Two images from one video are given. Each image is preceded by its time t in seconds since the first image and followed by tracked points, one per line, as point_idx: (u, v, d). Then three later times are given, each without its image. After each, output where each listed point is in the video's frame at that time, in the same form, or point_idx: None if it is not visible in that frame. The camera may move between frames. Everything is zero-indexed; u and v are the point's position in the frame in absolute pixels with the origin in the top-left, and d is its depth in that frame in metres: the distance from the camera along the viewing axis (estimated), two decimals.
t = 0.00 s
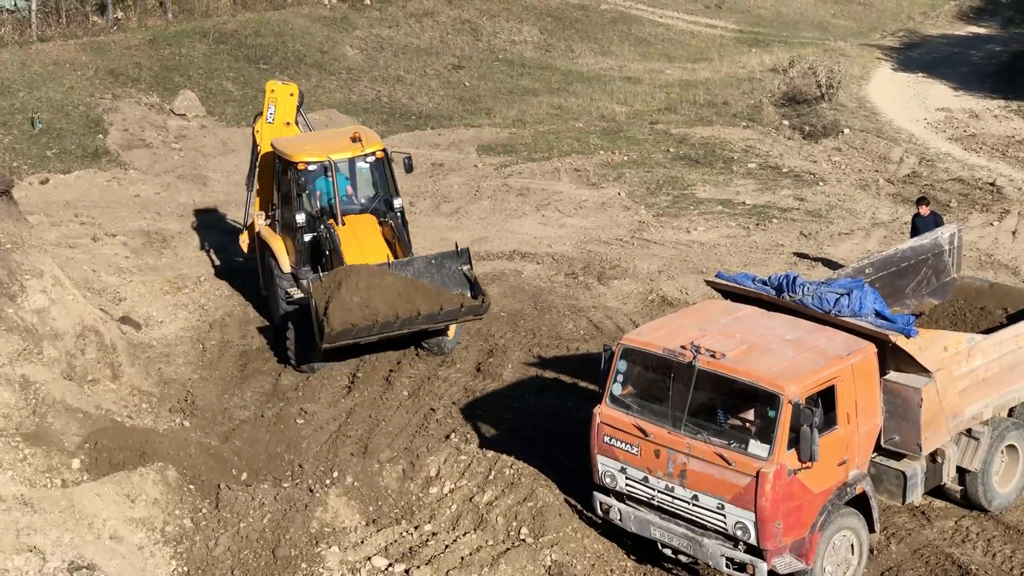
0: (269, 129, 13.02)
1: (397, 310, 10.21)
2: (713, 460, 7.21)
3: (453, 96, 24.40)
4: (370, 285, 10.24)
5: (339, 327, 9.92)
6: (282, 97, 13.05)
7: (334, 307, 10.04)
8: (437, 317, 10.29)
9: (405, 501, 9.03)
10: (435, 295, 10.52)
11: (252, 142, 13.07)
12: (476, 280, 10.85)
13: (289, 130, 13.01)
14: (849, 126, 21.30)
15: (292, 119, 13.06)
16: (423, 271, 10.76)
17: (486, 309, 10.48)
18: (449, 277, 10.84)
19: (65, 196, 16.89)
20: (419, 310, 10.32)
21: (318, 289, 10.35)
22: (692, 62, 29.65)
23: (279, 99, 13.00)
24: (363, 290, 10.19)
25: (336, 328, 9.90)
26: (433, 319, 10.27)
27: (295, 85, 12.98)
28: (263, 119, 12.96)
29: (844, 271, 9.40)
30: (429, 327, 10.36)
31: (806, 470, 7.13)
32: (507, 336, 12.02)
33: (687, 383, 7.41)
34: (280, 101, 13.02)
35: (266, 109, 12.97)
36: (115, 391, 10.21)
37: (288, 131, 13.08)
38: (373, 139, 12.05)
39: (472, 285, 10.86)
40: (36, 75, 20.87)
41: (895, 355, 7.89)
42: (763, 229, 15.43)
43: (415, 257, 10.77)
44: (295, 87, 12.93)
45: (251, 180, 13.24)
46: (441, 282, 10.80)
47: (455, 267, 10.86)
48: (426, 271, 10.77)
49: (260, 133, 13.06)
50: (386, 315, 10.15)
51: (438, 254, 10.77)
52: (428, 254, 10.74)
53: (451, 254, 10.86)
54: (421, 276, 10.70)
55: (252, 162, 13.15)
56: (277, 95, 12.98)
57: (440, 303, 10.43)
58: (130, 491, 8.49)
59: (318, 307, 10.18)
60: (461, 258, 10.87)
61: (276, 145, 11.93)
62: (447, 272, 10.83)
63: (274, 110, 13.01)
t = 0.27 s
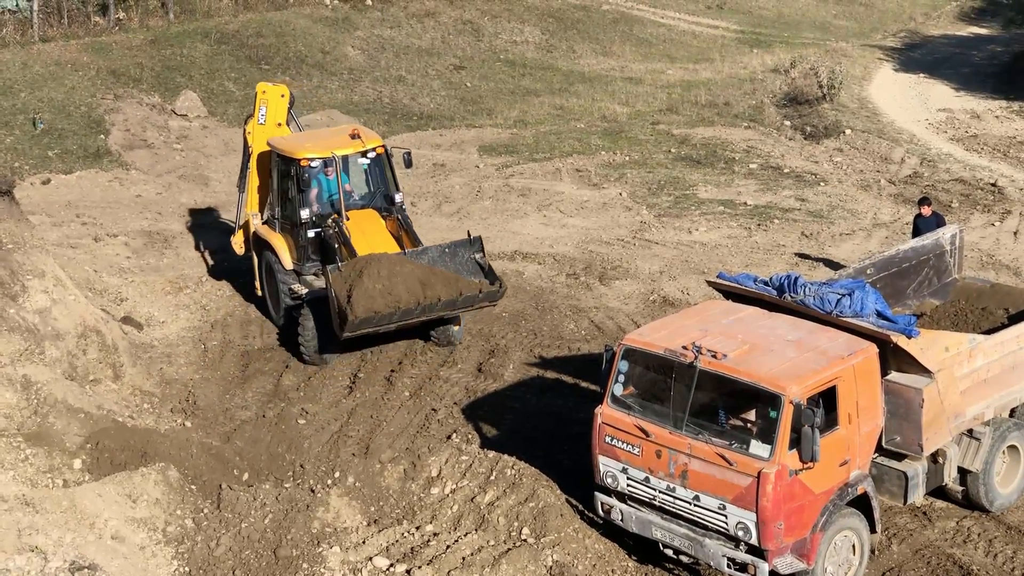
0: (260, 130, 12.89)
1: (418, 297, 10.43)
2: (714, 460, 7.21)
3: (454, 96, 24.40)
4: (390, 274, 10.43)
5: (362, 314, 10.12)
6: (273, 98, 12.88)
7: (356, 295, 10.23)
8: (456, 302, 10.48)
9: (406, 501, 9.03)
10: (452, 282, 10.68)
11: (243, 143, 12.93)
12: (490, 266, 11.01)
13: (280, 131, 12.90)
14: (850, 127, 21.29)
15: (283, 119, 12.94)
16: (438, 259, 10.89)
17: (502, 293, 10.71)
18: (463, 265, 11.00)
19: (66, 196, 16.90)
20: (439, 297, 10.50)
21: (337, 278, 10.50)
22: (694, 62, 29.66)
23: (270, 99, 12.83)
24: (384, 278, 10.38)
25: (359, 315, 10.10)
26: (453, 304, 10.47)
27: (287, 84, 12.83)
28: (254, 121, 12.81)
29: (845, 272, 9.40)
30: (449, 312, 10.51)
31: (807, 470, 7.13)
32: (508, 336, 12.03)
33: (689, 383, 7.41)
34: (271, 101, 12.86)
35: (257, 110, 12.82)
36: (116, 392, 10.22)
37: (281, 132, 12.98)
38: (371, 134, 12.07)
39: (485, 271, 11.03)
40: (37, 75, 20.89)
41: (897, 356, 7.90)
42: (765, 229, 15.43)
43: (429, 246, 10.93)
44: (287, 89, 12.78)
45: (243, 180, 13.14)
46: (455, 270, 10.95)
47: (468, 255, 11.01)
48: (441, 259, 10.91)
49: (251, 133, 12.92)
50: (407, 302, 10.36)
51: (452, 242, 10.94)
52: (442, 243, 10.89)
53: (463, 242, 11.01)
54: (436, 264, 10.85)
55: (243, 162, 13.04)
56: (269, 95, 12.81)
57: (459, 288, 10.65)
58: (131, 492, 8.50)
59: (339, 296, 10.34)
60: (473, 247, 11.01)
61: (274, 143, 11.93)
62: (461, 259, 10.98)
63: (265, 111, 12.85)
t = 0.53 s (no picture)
0: (251, 127, 12.82)
1: (439, 285, 10.66)
2: (716, 459, 7.21)
3: (456, 95, 24.40)
4: (411, 263, 10.65)
5: (385, 302, 10.34)
6: (264, 95, 12.80)
7: (381, 284, 10.43)
8: (474, 290, 10.67)
9: (408, 500, 9.03)
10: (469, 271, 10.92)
11: (235, 140, 12.85)
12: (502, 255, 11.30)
13: (273, 128, 12.87)
14: (852, 125, 21.28)
15: (275, 116, 12.90)
16: (453, 249, 11.15)
17: (519, 280, 10.96)
18: (476, 254, 11.28)
19: (68, 195, 16.90)
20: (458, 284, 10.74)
21: (357, 267, 10.69)
22: (695, 60, 29.66)
23: (262, 96, 12.77)
24: (405, 267, 10.61)
25: (383, 303, 10.31)
26: (471, 292, 10.67)
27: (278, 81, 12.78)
28: (246, 118, 12.74)
29: (847, 270, 9.40)
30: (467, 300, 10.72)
31: (809, 469, 7.12)
32: (510, 334, 12.03)
33: (690, 381, 7.41)
34: (262, 98, 12.81)
35: (249, 107, 12.75)
36: (118, 390, 10.21)
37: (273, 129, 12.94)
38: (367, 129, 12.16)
39: (497, 260, 11.33)
40: (39, 74, 20.89)
41: (899, 354, 7.89)
42: (767, 227, 15.43)
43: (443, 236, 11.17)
44: (279, 86, 12.73)
45: (234, 177, 13.08)
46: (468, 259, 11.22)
47: (481, 244, 11.29)
48: (455, 249, 11.16)
49: (242, 131, 12.85)
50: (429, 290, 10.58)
51: (465, 232, 11.19)
52: (455, 233, 11.13)
53: (476, 232, 11.27)
54: (451, 254, 11.11)
55: (235, 160, 12.97)
56: (261, 92, 12.74)
57: (477, 276, 10.90)
58: (133, 490, 8.51)
59: (361, 284, 10.54)
60: (485, 236, 11.30)
61: (272, 139, 11.90)
62: (474, 249, 11.25)
63: (257, 108, 12.80)
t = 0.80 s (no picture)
0: (245, 125, 12.78)
1: (453, 274, 10.79)
2: (717, 456, 7.21)
3: (457, 93, 24.40)
4: (425, 252, 10.76)
5: (400, 292, 10.48)
6: (256, 92, 12.77)
7: (397, 274, 10.55)
8: (486, 278, 10.82)
9: (409, 497, 9.03)
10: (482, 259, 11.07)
11: (227, 138, 12.81)
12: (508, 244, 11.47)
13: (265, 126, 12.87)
14: (853, 122, 21.28)
15: (267, 114, 12.90)
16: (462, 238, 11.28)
17: (528, 269, 11.14)
18: (483, 243, 11.44)
19: (69, 193, 16.90)
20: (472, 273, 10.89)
21: (371, 256, 10.72)
22: (696, 58, 29.65)
23: (254, 94, 12.74)
24: (420, 256, 10.70)
25: (399, 293, 10.44)
26: (483, 281, 10.83)
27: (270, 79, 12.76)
28: (239, 116, 12.70)
29: (847, 267, 9.39)
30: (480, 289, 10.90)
31: (810, 466, 7.12)
32: (511, 332, 12.03)
33: (691, 379, 7.41)
34: (255, 96, 12.76)
35: (241, 105, 12.69)
36: (119, 388, 10.22)
37: (265, 126, 12.92)
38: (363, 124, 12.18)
39: (504, 249, 11.50)
40: (39, 72, 20.89)
41: (900, 352, 7.88)
42: (768, 225, 15.43)
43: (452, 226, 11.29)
44: (271, 83, 12.70)
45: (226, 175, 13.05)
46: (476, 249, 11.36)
47: (488, 234, 11.46)
48: (464, 239, 11.30)
49: (235, 128, 12.79)
50: (443, 279, 10.73)
51: (474, 222, 11.32)
52: (464, 224, 11.25)
53: (483, 222, 11.43)
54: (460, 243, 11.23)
55: (226, 157, 12.93)
56: (253, 90, 12.69)
57: (489, 264, 11.02)
58: (134, 488, 8.52)
59: (376, 273, 10.61)
60: (493, 226, 11.51)
61: (268, 135, 11.86)
62: (481, 239, 11.42)
63: (249, 105, 12.76)
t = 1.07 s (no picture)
0: (238, 126, 12.75)
1: (457, 269, 10.90)
2: (716, 454, 7.21)
3: (456, 92, 24.40)
4: (429, 249, 10.84)
5: (406, 289, 10.54)
6: (249, 93, 12.72)
7: (403, 271, 10.61)
8: (489, 273, 10.93)
9: (409, 496, 9.03)
10: (485, 255, 11.19)
11: (221, 139, 12.78)
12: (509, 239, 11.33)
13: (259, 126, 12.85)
14: (852, 121, 21.28)
15: (260, 114, 12.88)
16: (463, 235, 11.18)
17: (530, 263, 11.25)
18: (485, 240, 11.31)
19: (68, 192, 16.91)
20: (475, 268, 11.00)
21: (376, 253, 10.73)
22: (695, 56, 29.66)
23: (247, 94, 12.69)
24: (424, 253, 10.77)
25: (405, 290, 10.50)
26: (487, 276, 10.95)
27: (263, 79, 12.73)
28: (232, 117, 12.65)
29: (846, 266, 9.38)
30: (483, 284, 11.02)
31: (810, 464, 7.12)
32: (510, 331, 12.03)
33: (690, 377, 7.41)
34: (248, 97, 12.71)
35: (234, 106, 12.64)
36: (119, 387, 10.22)
37: (259, 127, 12.90)
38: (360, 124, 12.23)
39: (506, 245, 11.37)
40: (38, 71, 20.89)
41: (899, 350, 7.89)
42: (767, 223, 15.43)
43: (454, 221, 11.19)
44: (265, 84, 12.67)
45: (220, 176, 13.03)
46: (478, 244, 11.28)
47: (489, 229, 11.33)
48: (465, 235, 11.20)
49: (228, 130, 12.76)
50: (448, 275, 10.83)
51: (475, 218, 11.21)
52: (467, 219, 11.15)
53: (485, 217, 11.30)
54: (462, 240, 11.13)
55: (220, 159, 12.90)
56: (246, 91, 12.66)
57: (492, 260, 11.16)
58: (134, 487, 8.52)
59: (381, 271, 10.63)
60: (494, 221, 11.33)
61: (264, 135, 11.89)
62: (483, 234, 11.30)
63: (243, 106, 12.71)
